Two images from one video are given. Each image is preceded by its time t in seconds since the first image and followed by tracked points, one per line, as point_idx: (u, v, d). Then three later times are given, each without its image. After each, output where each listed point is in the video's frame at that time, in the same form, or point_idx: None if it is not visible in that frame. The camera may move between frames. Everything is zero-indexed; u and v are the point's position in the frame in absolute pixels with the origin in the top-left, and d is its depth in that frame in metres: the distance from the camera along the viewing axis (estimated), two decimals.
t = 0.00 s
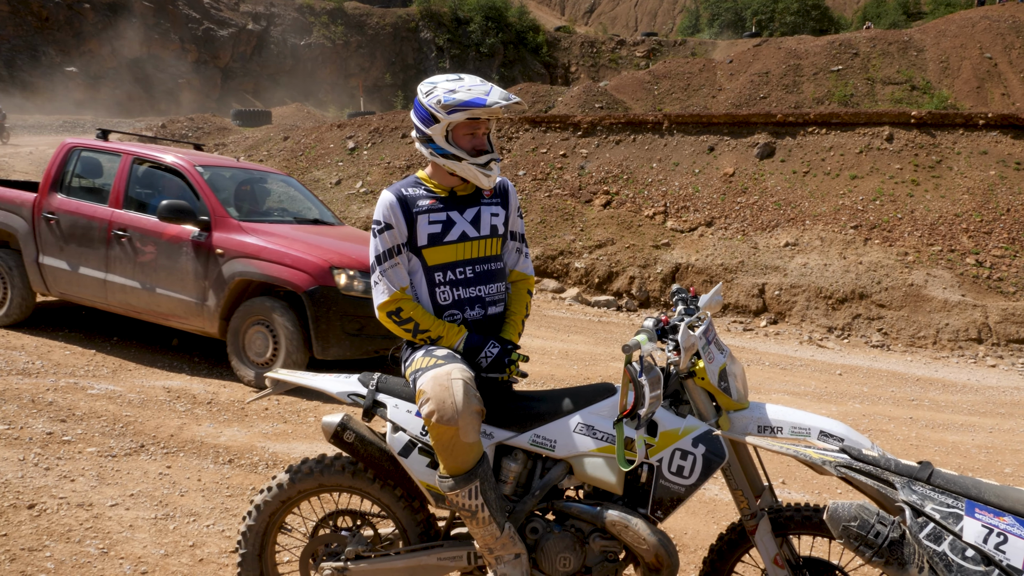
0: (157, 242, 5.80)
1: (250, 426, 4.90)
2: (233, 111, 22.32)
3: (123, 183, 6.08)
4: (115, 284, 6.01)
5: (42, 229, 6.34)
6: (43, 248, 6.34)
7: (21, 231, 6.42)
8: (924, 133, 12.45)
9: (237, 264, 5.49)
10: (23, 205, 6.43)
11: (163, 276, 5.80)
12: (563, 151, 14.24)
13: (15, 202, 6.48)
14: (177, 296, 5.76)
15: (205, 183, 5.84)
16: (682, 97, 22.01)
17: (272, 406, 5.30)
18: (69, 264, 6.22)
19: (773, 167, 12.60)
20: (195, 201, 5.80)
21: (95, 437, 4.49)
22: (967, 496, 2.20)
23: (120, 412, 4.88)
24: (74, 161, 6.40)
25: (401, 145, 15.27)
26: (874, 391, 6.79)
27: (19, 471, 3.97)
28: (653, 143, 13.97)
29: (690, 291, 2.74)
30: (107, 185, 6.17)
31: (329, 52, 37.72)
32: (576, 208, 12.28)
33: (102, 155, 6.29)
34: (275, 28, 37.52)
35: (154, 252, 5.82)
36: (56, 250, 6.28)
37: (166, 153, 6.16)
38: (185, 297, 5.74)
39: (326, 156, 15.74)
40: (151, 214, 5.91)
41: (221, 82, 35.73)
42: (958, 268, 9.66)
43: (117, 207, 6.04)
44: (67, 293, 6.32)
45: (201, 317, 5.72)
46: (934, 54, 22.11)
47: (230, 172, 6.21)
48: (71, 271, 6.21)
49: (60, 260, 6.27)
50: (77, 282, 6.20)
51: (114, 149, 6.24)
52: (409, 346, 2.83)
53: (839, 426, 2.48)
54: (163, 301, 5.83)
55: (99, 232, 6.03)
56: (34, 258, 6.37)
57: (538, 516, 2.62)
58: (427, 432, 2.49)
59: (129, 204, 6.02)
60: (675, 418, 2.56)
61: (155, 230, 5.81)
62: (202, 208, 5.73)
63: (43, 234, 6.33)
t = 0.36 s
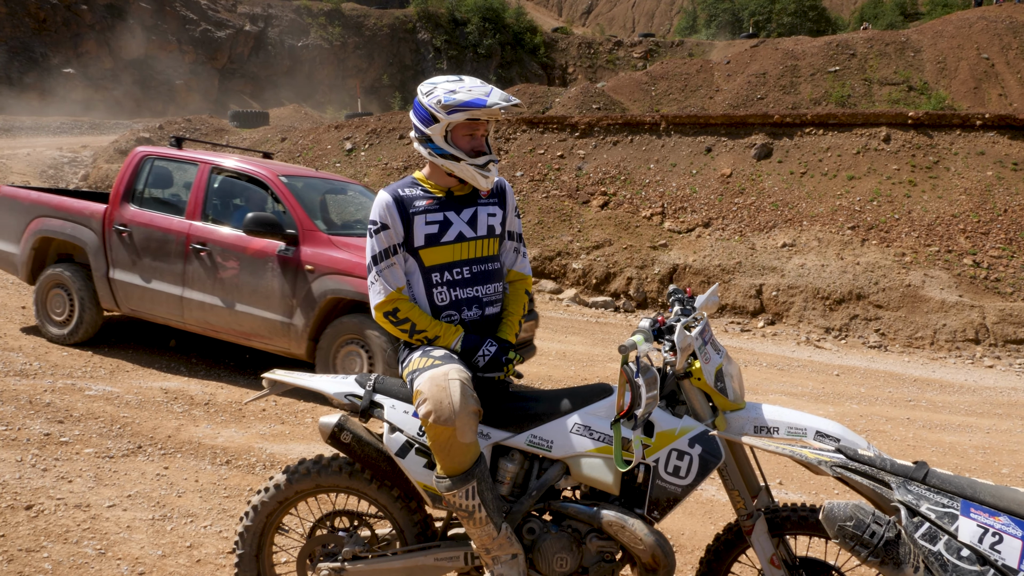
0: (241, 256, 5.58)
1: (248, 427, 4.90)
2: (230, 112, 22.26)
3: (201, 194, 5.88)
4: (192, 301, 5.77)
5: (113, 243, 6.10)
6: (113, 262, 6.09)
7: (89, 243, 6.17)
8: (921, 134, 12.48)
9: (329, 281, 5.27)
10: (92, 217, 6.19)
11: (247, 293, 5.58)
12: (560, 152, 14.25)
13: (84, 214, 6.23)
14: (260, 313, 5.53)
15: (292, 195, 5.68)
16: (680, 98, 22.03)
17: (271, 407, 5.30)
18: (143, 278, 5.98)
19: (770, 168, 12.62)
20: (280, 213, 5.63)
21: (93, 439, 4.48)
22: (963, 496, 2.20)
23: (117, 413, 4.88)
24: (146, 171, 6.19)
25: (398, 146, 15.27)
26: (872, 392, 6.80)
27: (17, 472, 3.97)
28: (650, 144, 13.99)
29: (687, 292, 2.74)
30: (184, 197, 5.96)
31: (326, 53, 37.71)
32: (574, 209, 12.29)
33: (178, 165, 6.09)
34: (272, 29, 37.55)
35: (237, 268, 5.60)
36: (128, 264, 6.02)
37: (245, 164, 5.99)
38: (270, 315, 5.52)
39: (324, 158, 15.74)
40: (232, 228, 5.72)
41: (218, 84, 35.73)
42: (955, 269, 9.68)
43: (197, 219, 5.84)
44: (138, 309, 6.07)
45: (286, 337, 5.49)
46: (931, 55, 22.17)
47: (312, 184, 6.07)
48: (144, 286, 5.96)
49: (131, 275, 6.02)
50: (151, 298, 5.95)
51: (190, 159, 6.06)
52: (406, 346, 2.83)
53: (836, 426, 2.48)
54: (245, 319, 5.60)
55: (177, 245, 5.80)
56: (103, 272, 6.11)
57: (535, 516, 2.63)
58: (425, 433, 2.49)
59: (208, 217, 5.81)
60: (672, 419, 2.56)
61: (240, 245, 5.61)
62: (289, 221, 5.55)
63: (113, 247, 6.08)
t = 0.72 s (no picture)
0: (338, 268, 5.17)
1: (248, 426, 4.91)
2: (230, 112, 22.25)
3: (293, 202, 5.50)
4: (282, 315, 5.38)
5: (195, 253, 5.73)
6: (196, 274, 5.72)
7: (169, 255, 5.81)
8: (921, 135, 12.49)
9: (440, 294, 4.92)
10: (172, 226, 5.84)
11: (344, 307, 5.17)
12: (560, 153, 14.26)
13: (163, 223, 5.88)
14: (361, 329, 5.11)
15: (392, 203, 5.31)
16: (680, 98, 22.05)
17: (270, 406, 5.30)
18: (228, 292, 5.60)
19: (770, 169, 12.62)
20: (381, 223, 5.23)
21: (93, 437, 4.48)
22: (960, 496, 2.21)
23: (117, 412, 4.88)
24: (230, 178, 5.82)
25: (398, 146, 15.28)
26: (871, 392, 6.81)
27: (17, 470, 3.97)
28: (650, 145, 13.99)
29: (686, 291, 2.75)
30: (273, 206, 5.58)
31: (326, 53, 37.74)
32: (574, 210, 12.30)
33: (263, 172, 5.72)
34: (272, 29, 37.63)
35: (333, 281, 5.19)
36: (212, 275, 5.65)
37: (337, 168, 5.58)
38: (371, 331, 5.09)
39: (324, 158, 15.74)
40: (327, 237, 5.32)
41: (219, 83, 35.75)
42: (954, 270, 9.69)
43: (287, 229, 5.45)
44: (221, 324, 5.69)
45: (388, 356, 5.06)
46: (931, 56, 22.18)
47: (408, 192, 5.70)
48: (229, 299, 5.58)
49: (215, 288, 5.65)
50: (236, 312, 5.57)
51: (280, 165, 5.68)
52: (405, 345, 2.84)
53: (834, 426, 2.49)
54: (341, 335, 5.19)
55: (267, 256, 5.43)
56: (184, 285, 5.75)
57: (534, 515, 2.63)
58: (425, 431, 2.50)
59: (300, 226, 5.42)
60: (671, 418, 2.57)
61: (336, 255, 5.20)
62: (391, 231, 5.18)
63: (195, 258, 5.72)
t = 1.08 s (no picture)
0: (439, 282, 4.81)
1: (249, 422, 4.91)
2: (231, 109, 22.24)
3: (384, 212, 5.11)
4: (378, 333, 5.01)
5: (279, 267, 5.40)
6: (280, 289, 5.41)
7: (250, 268, 5.52)
8: (923, 133, 12.48)
9: (555, 313, 4.59)
10: (252, 237, 5.54)
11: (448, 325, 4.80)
12: (561, 150, 14.26)
13: (242, 235, 5.59)
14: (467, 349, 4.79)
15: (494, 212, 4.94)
16: (681, 96, 22.03)
17: (271, 402, 5.32)
18: (316, 309, 5.25)
19: (771, 167, 12.61)
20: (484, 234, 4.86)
21: (95, 432, 4.50)
22: (962, 491, 2.21)
23: (119, 407, 4.89)
24: (311, 187, 5.47)
25: (399, 143, 15.27)
26: (872, 390, 6.82)
27: (19, 464, 3.97)
28: (651, 142, 13.97)
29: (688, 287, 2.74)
30: (361, 215, 5.23)
31: (327, 50, 37.70)
32: (575, 207, 12.31)
33: (349, 179, 5.36)
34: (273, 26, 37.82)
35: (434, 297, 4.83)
36: (298, 292, 5.32)
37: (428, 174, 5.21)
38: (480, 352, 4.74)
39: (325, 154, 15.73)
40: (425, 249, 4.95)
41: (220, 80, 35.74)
42: (955, 268, 9.68)
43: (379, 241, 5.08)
44: (309, 343, 5.36)
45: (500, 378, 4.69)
46: (934, 53, 22.12)
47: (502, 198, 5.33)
48: (317, 317, 5.24)
49: (302, 304, 5.32)
50: (326, 331, 5.22)
51: (365, 170, 5.34)
52: (407, 340, 2.84)
53: (835, 422, 2.49)
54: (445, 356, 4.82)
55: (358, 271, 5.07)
56: (268, 301, 5.45)
57: (536, 510, 2.64)
58: (427, 426, 2.50)
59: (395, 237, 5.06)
60: (673, 413, 2.58)
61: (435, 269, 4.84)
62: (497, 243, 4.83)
63: (279, 273, 5.40)
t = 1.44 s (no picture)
0: (566, 294, 4.62)
1: (252, 418, 4.93)
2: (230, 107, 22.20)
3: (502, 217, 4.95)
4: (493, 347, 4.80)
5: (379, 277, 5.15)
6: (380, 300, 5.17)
7: (347, 278, 5.26)
8: (923, 128, 12.48)
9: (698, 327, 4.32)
10: (347, 245, 5.26)
11: (573, 340, 4.59)
12: (562, 146, 14.28)
13: (335, 242, 5.32)
14: (592, 366, 4.54)
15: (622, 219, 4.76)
16: (681, 92, 22.03)
17: (274, 399, 5.33)
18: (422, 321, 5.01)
19: (772, 163, 12.61)
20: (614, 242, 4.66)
21: (98, 430, 4.51)
22: (964, 484, 2.22)
23: (122, 405, 4.90)
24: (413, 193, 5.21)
25: (400, 140, 15.26)
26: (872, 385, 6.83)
27: (24, 462, 3.99)
28: (651, 138, 13.96)
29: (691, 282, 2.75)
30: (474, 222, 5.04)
31: (326, 47, 37.68)
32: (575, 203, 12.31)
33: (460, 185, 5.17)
34: (272, 23, 37.61)
35: (557, 310, 4.64)
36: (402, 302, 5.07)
37: (545, 181, 5.04)
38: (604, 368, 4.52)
39: (325, 152, 15.71)
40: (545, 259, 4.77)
41: (220, 77, 35.68)
42: (956, 263, 9.69)
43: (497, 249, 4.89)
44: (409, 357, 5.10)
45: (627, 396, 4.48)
46: (934, 48, 22.07)
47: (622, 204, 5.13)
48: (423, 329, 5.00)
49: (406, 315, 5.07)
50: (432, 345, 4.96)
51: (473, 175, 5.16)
52: (411, 337, 2.85)
53: (837, 415, 2.50)
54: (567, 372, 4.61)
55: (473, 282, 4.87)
56: (365, 312, 5.17)
57: (539, 505, 2.65)
58: (432, 422, 2.51)
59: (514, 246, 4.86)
60: (676, 408, 2.59)
61: (560, 280, 4.65)
62: (628, 251, 4.61)
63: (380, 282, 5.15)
